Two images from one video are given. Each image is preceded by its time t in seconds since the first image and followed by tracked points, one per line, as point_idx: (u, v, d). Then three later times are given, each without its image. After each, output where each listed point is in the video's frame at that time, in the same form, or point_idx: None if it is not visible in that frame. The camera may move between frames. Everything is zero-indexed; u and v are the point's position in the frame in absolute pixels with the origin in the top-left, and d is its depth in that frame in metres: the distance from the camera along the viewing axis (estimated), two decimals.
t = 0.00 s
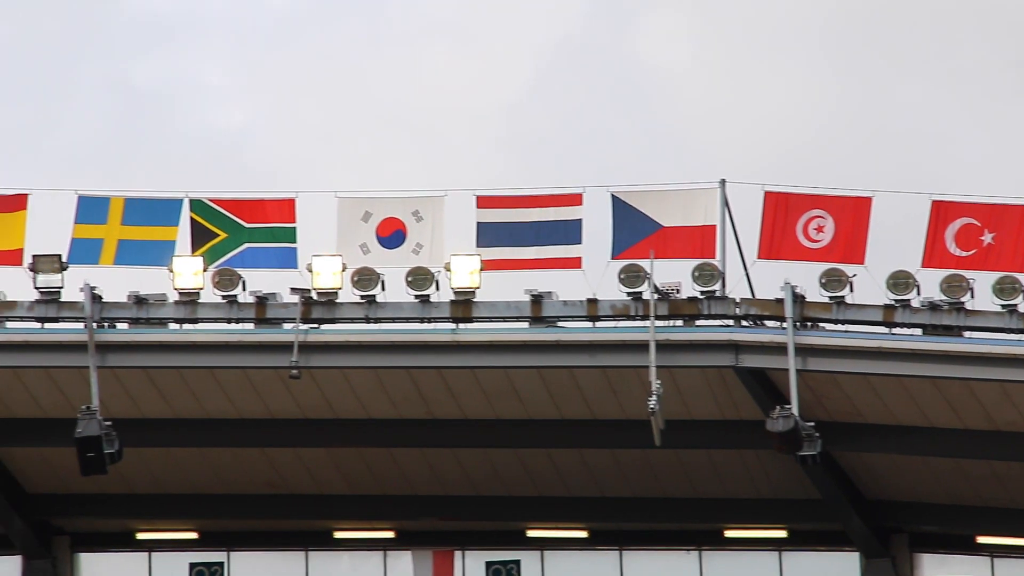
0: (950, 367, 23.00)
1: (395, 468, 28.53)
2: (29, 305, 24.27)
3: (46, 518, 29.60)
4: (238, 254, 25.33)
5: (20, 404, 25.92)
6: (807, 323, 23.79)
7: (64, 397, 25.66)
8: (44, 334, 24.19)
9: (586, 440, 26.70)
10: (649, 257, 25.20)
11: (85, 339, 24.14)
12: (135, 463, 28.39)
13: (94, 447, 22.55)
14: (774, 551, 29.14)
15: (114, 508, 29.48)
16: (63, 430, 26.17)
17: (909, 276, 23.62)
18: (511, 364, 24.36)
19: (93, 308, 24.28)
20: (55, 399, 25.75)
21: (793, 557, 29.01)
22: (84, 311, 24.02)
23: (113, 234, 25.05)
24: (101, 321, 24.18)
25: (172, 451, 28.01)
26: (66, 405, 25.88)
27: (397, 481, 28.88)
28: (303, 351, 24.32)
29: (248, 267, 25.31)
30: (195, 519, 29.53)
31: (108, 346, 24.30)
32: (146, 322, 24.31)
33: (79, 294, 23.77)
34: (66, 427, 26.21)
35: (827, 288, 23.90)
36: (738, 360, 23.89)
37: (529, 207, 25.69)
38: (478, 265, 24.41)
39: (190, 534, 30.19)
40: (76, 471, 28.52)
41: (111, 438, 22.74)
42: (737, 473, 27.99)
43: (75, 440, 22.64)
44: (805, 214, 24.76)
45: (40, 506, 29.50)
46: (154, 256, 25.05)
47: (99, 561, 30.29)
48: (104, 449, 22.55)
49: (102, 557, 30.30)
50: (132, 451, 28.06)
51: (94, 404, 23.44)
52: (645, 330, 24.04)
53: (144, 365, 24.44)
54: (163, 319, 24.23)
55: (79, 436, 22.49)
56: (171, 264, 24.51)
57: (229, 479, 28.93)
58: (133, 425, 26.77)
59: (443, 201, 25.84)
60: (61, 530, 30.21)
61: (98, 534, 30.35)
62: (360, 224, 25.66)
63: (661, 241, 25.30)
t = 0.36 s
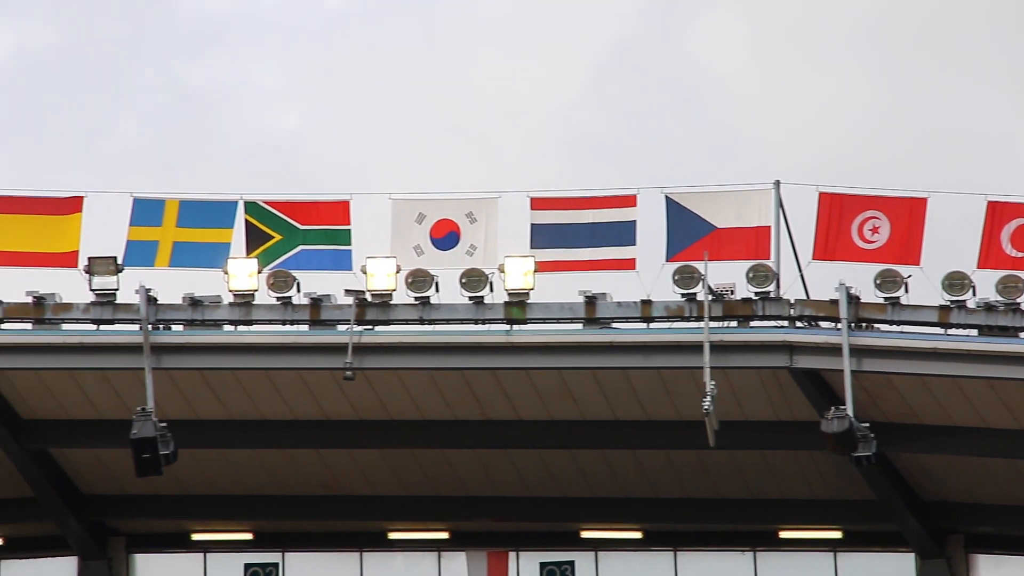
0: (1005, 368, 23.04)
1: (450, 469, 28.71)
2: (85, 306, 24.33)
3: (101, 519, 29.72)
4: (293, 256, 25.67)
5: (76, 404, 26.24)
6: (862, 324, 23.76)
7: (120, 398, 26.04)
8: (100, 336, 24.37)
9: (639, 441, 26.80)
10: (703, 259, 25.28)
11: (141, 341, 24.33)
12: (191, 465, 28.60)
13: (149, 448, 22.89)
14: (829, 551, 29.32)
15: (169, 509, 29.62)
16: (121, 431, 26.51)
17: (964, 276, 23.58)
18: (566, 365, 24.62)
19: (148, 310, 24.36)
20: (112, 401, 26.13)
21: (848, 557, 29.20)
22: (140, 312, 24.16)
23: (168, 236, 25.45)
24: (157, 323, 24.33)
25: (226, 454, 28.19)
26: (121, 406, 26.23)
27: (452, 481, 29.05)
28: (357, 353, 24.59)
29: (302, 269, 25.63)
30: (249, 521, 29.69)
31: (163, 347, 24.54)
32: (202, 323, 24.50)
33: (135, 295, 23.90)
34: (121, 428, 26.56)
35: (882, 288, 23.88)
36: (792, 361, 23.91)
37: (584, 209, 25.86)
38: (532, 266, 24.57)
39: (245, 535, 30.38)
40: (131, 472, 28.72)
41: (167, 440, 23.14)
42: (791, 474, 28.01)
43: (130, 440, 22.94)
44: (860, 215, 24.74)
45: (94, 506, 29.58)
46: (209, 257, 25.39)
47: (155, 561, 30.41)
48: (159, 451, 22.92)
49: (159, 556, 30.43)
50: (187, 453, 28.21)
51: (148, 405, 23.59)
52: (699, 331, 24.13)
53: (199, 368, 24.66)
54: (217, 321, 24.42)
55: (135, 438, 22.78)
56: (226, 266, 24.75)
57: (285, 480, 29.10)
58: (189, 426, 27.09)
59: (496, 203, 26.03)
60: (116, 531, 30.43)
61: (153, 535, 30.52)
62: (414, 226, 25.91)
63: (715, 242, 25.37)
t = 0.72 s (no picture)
0: None
1: (490, 470, 28.81)
2: (126, 306, 24.49)
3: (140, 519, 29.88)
4: (333, 256, 25.86)
5: (115, 404, 26.50)
6: (902, 325, 23.70)
7: (160, 400, 26.31)
8: (140, 336, 24.51)
9: (678, 443, 26.85)
10: (744, 260, 25.28)
11: (180, 341, 24.48)
12: (231, 464, 28.74)
13: (189, 448, 23.11)
14: (869, 552, 29.36)
15: (207, 509, 29.79)
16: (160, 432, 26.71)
17: (1006, 278, 23.51)
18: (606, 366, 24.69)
19: (188, 310, 24.52)
20: (150, 401, 26.36)
21: (889, 558, 29.26)
22: (180, 312, 24.33)
23: (207, 236, 25.70)
24: (197, 323, 24.49)
25: (266, 454, 28.35)
26: (161, 407, 26.49)
27: (491, 481, 29.15)
28: (396, 353, 24.79)
29: (342, 269, 25.81)
30: (289, 522, 29.87)
31: (202, 348, 24.65)
32: (241, 324, 24.65)
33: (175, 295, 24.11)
34: (160, 428, 26.80)
35: (923, 289, 23.80)
36: (832, 362, 23.87)
37: (624, 210, 25.91)
38: (571, 267, 24.67)
39: (284, 535, 30.56)
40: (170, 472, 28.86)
41: (206, 440, 23.31)
42: (831, 475, 27.96)
43: (169, 440, 23.15)
44: (901, 217, 24.67)
45: (133, 506, 29.67)
46: (249, 257, 25.67)
47: (192, 562, 30.65)
48: (198, 451, 23.14)
49: (198, 557, 30.64)
50: (226, 453, 28.39)
51: (188, 406, 23.78)
52: (740, 332, 24.14)
53: (239, 369, 24.77)
54: (257, 321, 24.59)
55: (174, 438, 23.00)
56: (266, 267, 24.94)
57: (325, 480, 29.26)
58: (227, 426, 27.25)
59: (536, 203, 26.14)
60: (156, 531, 30.62)
61: (193, 535, 30.74)
62: (454, 227, 26.08)
63: (755, 243, 25.37)
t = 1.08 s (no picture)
0: None
1: (541, 473, 28.91)
2: (177, 309, 24.69)
3: (192, 522, 30.19)
4: (384, 259, 26.05)
5: (168, 408, 26.82)
6: (954, 327, 23.55)
7: (213, 403, 26.63)
8: (192, 339, 24.71)
9: (729, 446, 26.83)
10: (795, 261, 25.20)
11: (233, 345, 24.73)
12: (283, 467, 28.99)
13: (241, 451, 23.35)
14: (922, 555, 29.20)
15: (260, 513, 30.06)
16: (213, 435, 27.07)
17: None
18: (657, 369, 24.66)
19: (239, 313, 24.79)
20: (204, 406, 26.71)
21: (941, 561, 29.08)
22: (232, 315, 24.59)
23: (259, 239, 25.94)
24: (248, 326, 24.75)
25: (317, 456, 28.54)
26: (216, 412, 26.83)
27: (542, 484, 29.23)
28: (447, 356, 24.90)
29: (393, 272, 26.01)
30: (341, 525, 30.10)
31: (255, 351, 24.93)
32: (292, 327, 24.85)
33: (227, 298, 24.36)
34: (212, 432, 27.14)
35: (975, 291, 23.63)
36: (885, 364, 23.78)
37: (675, 212, 25.93)
38: (623, 269, 24.58)
39: (336, 538, 30.77)
40: (223, 475, 29.15)
41: (258, 442, 23.55)
42: (883, 477, 27.82)
43: (222, 443, 23.41)
44: (952, 217, 24.50)
45: (186, 510, 30.01)
46: (301, 260, 25.92)
47: (245, 566, 30.89)
48: (250, 454, 23.36)
49: (251, 560, 30.92)
50: (278, 456, 28.65)
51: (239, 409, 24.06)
52: (791, 334, 24.10)
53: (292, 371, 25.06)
54: (309, 324, 24.81)
55: (227, 441, 23.26)
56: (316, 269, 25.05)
57: (376, 483, 29.45)
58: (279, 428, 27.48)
59: (586, 205, 26.22)
60: (208, 534, 30.83)
61: (245, 538, 31.03)
62: (505, 229, 26.19)
63: (806, 244, 25.29)
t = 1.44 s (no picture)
0: None
1: (587, 478, 29.04)
2: (224, 314, 25.04)
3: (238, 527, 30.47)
4: (429, 264, 26.27)
5: (214, 412, 27.17)
6: (1001, 332, 23.55)
7: (260, 408, 27.03)
8: (237, 343, 24.95)
9: (775, 450, 26.82)
10: (841, 266, 25.19)
11: (279, 349, 24.92)
12: (330, 471, 29.26)
13: (287, 456, 23.62)
14: (969, 561, 29.06)
15: (306, 518, 30.32)
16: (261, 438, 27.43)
17: None
18: (703, 374, 24.69)
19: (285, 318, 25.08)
20: (250, 410, 27.09)
21: (989, 567, 28.94)
22: (277, 320, 24.86)
23: (305, 244, 26.24)
24: (294, 330, 25.02)
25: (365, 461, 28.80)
26: (262, 416, 27.22)
27: (588, 489, 29.36)
28: (493, 361, 25.06)
29: (439, 276, 26.20)
30: (388, 529, 30.32)
31: (302, 356, 25.07)
32: (338, 332, 25.12)
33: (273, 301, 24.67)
34: (258, 436, 27.49)
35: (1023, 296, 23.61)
36: (932, 370, 23.77)
37: (721, 217, 26.02)
38: (669, 274, 24.70)
39: (382, 543, 31.01)
40: (269, 479, 29.47)
41: (304, 447, 23.83)
42: (929, 482, 27.77)
43: (268, 448, 23.67)
44: (1000, 222, 24.45)
45: (232, 514, 30.32)
46: (348, 265, 26.21)
47: (291, 570, 31.14)
48: (296, 459, 23.65)
49: (297, 565, 31.16)
50: (324, 460, 28.92)
51: (284, 414, 24.41)
52: (838, 339, 24.11)
53: (330, 376, 25.15)
54: (354, 329, 25.05)
55: (273, 446, 23.51)
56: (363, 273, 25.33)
57: (423, 487, 29.65)
58: (326, 433, 27.70)
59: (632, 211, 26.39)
60: (255, 539, 31.21)
61: (291, 543, 31.28)
62: (550, 234, 26.32)
63: (852, 249, 25.27)
